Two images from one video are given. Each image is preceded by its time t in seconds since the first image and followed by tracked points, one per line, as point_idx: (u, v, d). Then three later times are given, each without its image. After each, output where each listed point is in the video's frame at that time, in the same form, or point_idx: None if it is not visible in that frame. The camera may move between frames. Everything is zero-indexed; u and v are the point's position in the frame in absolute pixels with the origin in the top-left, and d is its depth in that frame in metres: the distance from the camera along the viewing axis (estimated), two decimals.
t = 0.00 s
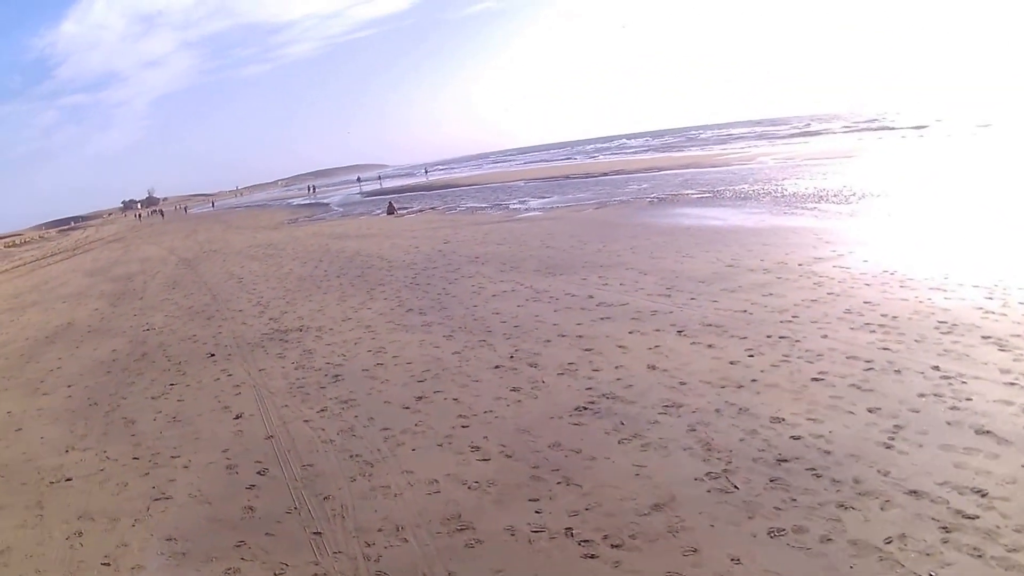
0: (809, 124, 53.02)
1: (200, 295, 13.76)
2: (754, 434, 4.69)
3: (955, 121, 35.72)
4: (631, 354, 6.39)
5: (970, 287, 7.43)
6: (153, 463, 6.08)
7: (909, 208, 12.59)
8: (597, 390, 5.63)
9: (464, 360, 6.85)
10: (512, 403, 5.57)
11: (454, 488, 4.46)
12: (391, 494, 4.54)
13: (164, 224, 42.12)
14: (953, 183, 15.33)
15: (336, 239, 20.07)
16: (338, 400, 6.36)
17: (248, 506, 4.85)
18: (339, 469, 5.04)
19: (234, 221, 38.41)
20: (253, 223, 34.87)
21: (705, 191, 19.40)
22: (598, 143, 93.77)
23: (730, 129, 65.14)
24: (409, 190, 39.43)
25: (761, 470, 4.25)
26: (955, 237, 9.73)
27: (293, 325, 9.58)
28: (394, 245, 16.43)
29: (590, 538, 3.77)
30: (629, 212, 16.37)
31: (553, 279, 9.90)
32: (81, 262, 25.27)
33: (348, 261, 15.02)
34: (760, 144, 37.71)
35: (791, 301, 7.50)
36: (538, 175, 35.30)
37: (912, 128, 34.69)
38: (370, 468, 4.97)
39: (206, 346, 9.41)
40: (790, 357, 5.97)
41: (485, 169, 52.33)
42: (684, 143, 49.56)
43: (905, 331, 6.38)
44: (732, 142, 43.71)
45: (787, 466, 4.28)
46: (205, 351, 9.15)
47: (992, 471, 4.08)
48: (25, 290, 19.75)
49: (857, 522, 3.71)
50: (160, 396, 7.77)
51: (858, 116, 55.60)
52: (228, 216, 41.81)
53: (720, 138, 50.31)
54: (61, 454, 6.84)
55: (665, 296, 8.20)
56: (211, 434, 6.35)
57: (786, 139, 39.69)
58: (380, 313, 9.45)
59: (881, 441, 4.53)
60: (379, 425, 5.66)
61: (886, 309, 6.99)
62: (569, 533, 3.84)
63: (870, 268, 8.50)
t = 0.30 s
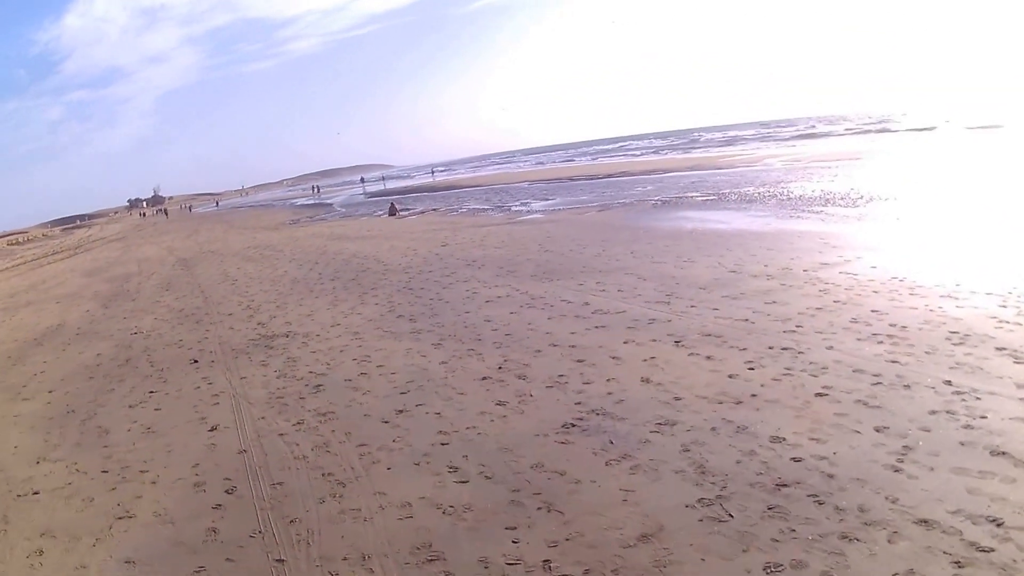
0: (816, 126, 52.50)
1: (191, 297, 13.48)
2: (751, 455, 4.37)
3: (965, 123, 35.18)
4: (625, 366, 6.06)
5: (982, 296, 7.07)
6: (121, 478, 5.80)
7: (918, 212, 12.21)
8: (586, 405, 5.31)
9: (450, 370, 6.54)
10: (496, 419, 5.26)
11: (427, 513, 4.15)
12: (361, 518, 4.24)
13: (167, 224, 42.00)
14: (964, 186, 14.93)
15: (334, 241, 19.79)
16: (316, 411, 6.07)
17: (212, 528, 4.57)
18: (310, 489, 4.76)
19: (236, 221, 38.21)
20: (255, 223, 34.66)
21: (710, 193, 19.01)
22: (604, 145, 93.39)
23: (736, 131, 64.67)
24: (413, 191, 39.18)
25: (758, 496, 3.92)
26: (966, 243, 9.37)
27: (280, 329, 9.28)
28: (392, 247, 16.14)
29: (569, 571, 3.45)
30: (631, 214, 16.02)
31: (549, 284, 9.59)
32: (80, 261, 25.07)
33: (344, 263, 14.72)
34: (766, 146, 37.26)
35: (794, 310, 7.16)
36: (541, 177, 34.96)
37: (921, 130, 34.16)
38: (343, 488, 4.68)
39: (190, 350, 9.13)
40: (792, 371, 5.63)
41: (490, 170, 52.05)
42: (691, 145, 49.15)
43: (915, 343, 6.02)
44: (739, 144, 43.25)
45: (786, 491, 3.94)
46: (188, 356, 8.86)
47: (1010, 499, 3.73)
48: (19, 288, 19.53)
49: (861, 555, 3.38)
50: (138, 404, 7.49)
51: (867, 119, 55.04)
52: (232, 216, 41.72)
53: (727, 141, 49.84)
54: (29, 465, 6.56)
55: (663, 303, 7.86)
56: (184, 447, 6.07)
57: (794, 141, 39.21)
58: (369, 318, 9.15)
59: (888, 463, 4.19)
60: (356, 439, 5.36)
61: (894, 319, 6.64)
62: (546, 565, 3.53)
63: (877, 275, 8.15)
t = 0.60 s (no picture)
0: (823, 129, 52.02)
1: (183, 299, 13.23)
2: (747, 479, 4.03)
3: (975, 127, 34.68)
4: (618, 378, 5.74)
5: (998, 305, 6.70)
6: (87, 494, 5.50)
7: (928, 217, 11.84)
8: (574, 422, 4.99)
9: (435, 381, 6.23)
10: (477, 436, 4.95)
11: (395, 541, 3.84)
12: (325, 545, 3.93)
13: (169, 223, 41.88)
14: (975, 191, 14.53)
15: (332, 242, 19.53)
16: (291, 425, 5.78)
17: (169, 553, 4.27)
18: (276, 511, 4.46)
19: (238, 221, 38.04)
20: (256, 224, 34.47)
21: (715, 196, 18.66)
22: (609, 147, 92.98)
23: (742, 133, 64.21)
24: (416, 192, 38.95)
25: (753, 527, 3.59)
26: (978, 249, 9.00)
27: (266, 335, 9.00)
28: (388, 249, 15.87)
29: None
30: (633, 217, 15.68)
31: (545, 290, 9.27)
32: (78, 260, 24.90)
33: (339, 265, 14.44)
34: (773, 149, 36.85)
35: (798, 319, 6.82)
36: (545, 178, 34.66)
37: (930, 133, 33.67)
38: (310, 510, 4.38)
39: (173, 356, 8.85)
40: (794, 385, 5.30)
41: (494, 172, 51.77)
42: (696, 148, 48.77)
43: (925, 355, 5.67)
44: (745, 146, 42.86)
45: (784, 522, 3.61)
46: (171, 362, 8.58)
47: None
48: (14, 288, 19.34)
49: None
50: (113, 413, 7.22)
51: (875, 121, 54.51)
52: (235, 216, 41.55)
53: (733, 143, 49.39)
54: None
55: (661, 310, 7.53)
56: (153, 461, 5.78)
57: (801, 143, 38.76)
58: (357, 323, 8.86)
59: (897, 490, 3.85)
60: (329, 456, 5.06)
61: (903, 329, 6.29)
62: None
63: (886, 282, 7.80)
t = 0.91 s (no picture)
0: (829, 130, 51.54)
1: (172, 301, 12.95)
2: (741, 509, 3.72)
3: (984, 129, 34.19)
4: (608, 392, 5.43)
5: (1011, 314, 6.36)
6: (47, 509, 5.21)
7: (936, 221, 11.48)
8: (559, 440, 4.69)
9: (416, 393, 5.93)
10: (455, 455, 4.65)
11: (359, 574, 3.54)
12: None
13: (170, 221, 41.67)
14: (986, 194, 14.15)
15: (329, 242, 19.25)
16: (264, 439, 5.48)
17: None
18: (237, 537, 4.16)
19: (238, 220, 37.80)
20: (256, 223, 34.22)
21: (718, 197, 18.33)
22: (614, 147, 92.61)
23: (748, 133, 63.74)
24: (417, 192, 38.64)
25: (746, 566, 3.28)
26: (990, 255, 8.65)
27: (249, 340, 8.71)
28: (384, 250, 15.58)
29: None
30: (634, 219, 15.35)
31: (539, 295, 8.96)
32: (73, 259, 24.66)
33: (332, 267, 14.16)
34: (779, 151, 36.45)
35: (800, 328, 6.49)
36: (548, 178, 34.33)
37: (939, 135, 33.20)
38: (272, 536, 4.08)
39: (153, 362, 8.57)
40: (794, 402, 4.98)
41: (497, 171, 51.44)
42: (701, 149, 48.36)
43: (935, 369, 5.33)
44: (749, 147, 42.43)
45: (780, 559, 3.30)
46: (151, 368, 8.31)
47: None
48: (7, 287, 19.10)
49: None
50: (85, 421, 6.93)
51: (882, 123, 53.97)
52: (235, 214, 41.33)
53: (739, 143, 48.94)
54: None
55: (657, 318, 7.22)
56: (119, 475, 5.50)
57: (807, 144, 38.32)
58: (343, 329, 8.56)
59: (904, 522, 3.53)
60: (299, 475, 4.77)
61: (911, 339, 5.96)
62: None
63: (893, 289, 7.46)
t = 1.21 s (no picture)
0: (833, 130, 51.14)
1: (160, 303, 12.70)
2: (735, 541, 3.44)
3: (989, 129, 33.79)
4: (598, 407, 5.16)
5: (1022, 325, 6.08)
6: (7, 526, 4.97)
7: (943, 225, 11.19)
8: (544, 460, 4.42)
9: (399, 405, 5.66)
10: (433, 476, 4.38)
11: None
12: None
13: (168, 219, 41.44)
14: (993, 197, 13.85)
15: (323, 242, 18.99)
16: (237, 453, 5.23)
17: None
18: (199, 563, 3.90)
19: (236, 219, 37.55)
20: (254, 221, 33.98)
21: (719, 198, 18.03)
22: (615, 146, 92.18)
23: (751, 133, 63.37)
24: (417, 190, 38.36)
25: None
26: (998, 261, 8.36)
27: (233, 345, 8.46)
28: (378, 251, 15.32)
29: None
30: (633, 220, 15.06)
31: (532, 299, 8.69)
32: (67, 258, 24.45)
33: (325, 268, 13.90)
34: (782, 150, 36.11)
35: (802, 338, 6.21)
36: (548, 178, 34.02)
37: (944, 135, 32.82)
38: (234, 562, 3.82)
39: (133, 367, 8.32)
40: (794, 419, 4.70)
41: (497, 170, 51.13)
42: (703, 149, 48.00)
43: (943, 385, 5.05)
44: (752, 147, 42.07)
45: None
46: (131, 374, 8.06)
47: None
48: None
49: None
50: (58, 430, 6.69)
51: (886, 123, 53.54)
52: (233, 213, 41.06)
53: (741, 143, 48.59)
54: None
55: (653, 326, 6.94)
56: (85, 490, 5.24)
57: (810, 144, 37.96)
58: (329, 334, 8.30)
59: (910, 558, 3.25)
60: (269, 494, 4.51)
61: (918, 352, 5.67)
62: None
63: (898, 296, 7.17)
